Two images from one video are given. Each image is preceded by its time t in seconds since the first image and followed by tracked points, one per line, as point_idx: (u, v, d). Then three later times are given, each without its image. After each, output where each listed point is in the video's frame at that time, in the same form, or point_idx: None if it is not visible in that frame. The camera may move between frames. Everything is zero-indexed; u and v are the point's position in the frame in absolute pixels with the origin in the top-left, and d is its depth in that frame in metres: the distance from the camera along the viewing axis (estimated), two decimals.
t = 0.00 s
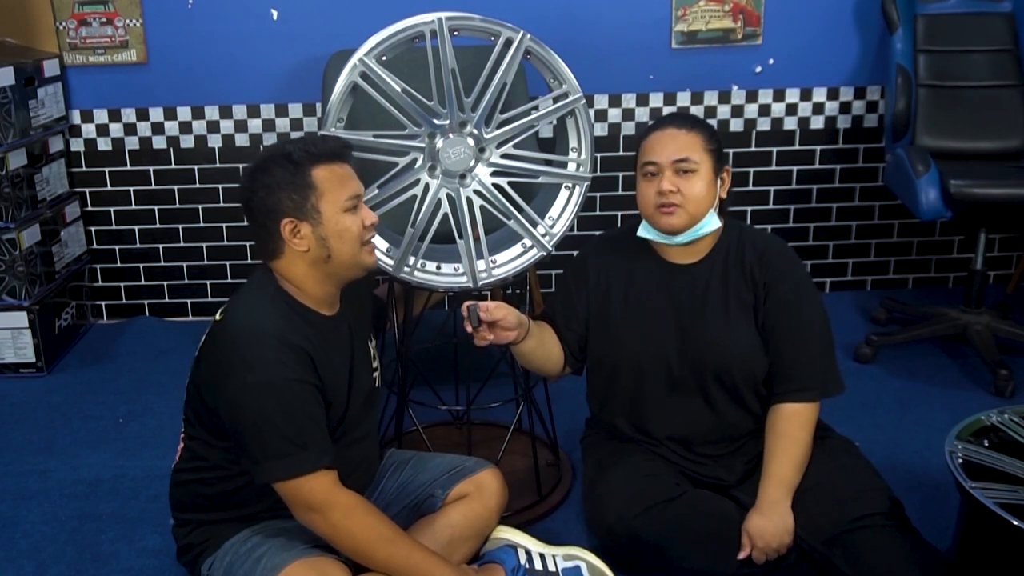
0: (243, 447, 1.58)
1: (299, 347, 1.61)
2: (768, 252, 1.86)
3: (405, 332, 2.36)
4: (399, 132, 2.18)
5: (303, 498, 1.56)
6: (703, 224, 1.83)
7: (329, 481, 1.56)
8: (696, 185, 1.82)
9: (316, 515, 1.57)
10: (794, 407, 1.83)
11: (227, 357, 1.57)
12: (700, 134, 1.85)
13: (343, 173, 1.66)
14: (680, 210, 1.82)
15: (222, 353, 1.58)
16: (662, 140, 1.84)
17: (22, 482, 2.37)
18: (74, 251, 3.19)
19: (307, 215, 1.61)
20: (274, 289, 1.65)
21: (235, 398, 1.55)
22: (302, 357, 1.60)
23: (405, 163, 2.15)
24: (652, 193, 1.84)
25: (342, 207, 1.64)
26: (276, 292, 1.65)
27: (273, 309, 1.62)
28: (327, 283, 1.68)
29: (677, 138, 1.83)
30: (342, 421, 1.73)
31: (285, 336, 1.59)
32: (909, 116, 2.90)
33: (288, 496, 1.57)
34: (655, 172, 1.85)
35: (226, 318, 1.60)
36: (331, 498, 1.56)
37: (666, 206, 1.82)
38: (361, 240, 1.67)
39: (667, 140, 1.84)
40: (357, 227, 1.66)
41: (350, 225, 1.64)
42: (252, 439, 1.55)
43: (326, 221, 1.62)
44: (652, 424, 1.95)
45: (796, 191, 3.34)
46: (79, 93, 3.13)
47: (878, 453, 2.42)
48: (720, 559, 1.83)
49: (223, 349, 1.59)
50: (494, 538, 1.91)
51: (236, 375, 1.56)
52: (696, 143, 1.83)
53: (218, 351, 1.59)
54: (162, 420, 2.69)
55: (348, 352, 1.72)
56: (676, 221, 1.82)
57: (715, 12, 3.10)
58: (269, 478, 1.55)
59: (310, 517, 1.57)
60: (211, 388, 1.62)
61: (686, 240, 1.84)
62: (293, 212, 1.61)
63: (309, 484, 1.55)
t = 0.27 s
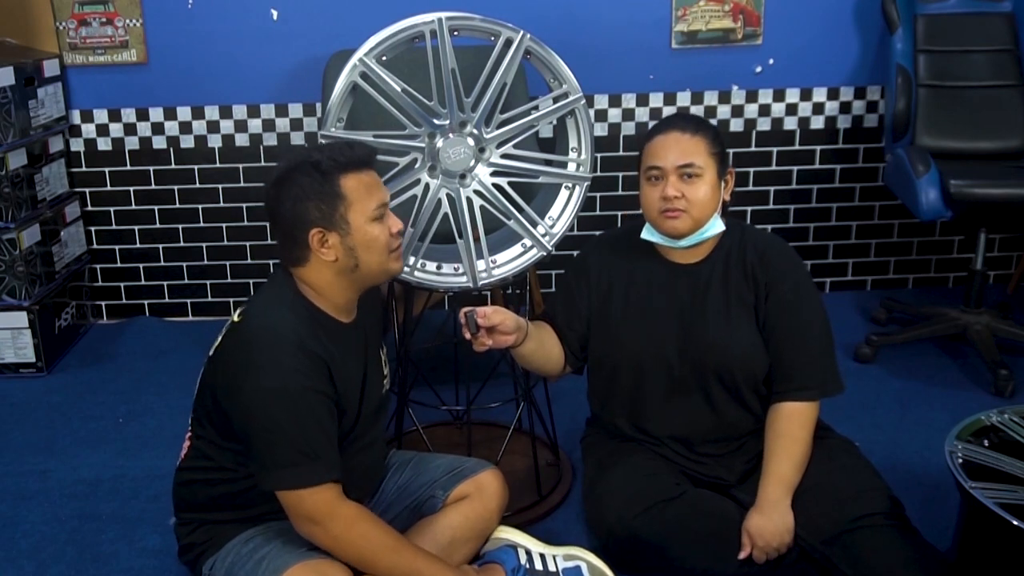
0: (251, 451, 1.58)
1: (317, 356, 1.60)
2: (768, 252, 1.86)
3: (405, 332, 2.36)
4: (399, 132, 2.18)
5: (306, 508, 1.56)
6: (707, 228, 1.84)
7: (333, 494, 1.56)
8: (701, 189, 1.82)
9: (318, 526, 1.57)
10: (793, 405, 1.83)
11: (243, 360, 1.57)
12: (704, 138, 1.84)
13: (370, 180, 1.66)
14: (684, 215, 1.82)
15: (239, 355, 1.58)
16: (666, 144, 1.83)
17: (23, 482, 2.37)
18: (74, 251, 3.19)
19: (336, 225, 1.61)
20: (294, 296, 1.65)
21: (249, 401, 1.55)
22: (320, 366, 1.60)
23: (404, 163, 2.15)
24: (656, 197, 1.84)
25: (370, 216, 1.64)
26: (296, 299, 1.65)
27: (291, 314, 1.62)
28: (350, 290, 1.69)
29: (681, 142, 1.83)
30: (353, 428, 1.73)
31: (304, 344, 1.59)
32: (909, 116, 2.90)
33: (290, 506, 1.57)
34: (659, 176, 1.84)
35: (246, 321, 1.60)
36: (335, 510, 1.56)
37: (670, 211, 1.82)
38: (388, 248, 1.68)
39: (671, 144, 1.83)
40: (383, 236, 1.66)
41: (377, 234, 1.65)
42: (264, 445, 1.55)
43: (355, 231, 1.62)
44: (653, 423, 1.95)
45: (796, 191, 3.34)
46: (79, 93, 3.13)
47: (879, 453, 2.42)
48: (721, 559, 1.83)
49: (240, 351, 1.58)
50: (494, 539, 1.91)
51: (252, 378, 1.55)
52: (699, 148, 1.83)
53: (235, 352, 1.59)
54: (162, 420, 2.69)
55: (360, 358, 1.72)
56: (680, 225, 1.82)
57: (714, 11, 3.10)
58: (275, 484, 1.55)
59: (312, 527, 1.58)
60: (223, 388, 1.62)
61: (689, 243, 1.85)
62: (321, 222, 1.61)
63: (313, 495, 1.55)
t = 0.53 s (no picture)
0: (257, 453, 1.57)
1: (326, 359, 1.60)
2: (769, 252, 1.86)
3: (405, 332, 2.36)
4: (399, 132, 2.18)
5: (306, 513, 1.56)
6: (705, 229, 1.84)
7: (334, 499, 1.56)
8: (698, 191, 1.82)
9: (319, 531, 1.57)
10: (795, 407, 1.83)
11: (252, 361, 1.57)
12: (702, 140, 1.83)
13: (381, 185, 1.66)
14: (681, 218, 1.82)
15: (247, 357, 1.58)
16: (662, 146, 1.83)
17: (23, 482, 2.37)
18: (74, 251, 3.19)
19: (348, 231, 1.61)
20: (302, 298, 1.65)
21: (255, 404, 1.55)
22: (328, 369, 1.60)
23: (405, 163, 2.15)
24: (654, 199, 1.84)
25: (382, 223, 1.64)
26: (305, 302, 1.64)
27: (298, 315, 1.61)
28: (357, 294, 1.69)
29: (677, 144, 1.83)
30: (357, 431, 1.73)
31: (313, 348, 1.59)
32: (909, 116, 2.90)
33: (290, 510, 1.57)
34: (657, 179, 1.84)
35: (255, 322, 1.60)
36: (336, 515, 1.56)
37: (667, 214, 1.82)
38: (398, 255, 1.68)
39: (666, 146, 1.83)
40: (394, 243, 1.66)
41: (388, 241, 1.65)
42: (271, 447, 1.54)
43: (366, 237, 1.62)
44: (654, 423, 1.95)
45: (796, 192, 3.34)
46: (79, 93, 3.13)
47: (878, 453, 2.42)
48: (721, 559, 1.83)
49: (248, 352, 1.58)
50: (495, 539, 1.91)
51: (259, 381, 1.55)
52: (696, 150, 1.82)
53: (244, 353, 1.59)
54: (162, 420, 2.68)
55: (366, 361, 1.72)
56: (677, 228, 1.82)
57: (714, 11, 3.10)
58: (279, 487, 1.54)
59: (312, 532, 1.58)
60: (229, 389, 1.61)
61: (688, 245, 1.86)
62: (333, 227, 1.61)
63: (314, 500, 1.55)
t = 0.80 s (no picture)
0: (250, 451, 1.57)
1: (315, 358, 1.60)
2: (769, 252, 1.86)
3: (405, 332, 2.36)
4: (399, 132, 2.18)
5: (303, 508, 1.56)
6: (703, 231, 1.84)
7: (331, 494, 1.56)
8: (693, 194, 1.82)
9: (316, 526, 1.57)
10: (795, 407, 1.83)
11: (241, 361, 1.57)
12: (694, 141, 1.83)
13: (371, 182, 1.65)
14: (677, 221, 1.81)
15: (237, 357, 1.58)
16: (656, 150, 1.83)
17: (23, 482, 2.37)
18: (74, 251, 3.19)
19: (339, 228, 1.61)
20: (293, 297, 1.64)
21: (247, 404, 1.55)
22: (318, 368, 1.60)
23: (405, 163, 2.15)
24: (649, 204, 1.84)
25: (373, 219, 1.64)
26: (294, 300, 1.65)
27: (290, 315, 1.61)
28: (349, 292, 1.69)
29: (670, 148, 1.83)
30: (349, 429, 1.73)
31: (304, 346, 1.59)
32: (909, 116, 2.90)
33: (286, 505, 1.57)
34: (651, 183, 1.84)
35: (243, 323, 1.60)
36: (333, 510, 1.56)
37: (663, 219, 1.82)
38: (389, 251, 1.68)
39: (660, 151, 1.83)
40: (385, 239, 1.66)
41: (379, 237, 1.65)
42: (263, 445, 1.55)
43: (357, 234, 1.62)
44: (654, 424, 1.95)
45: (796, 192, 3.34)
46: (79, 93, 3.13)
47: (879, 453, 2.42)
48: (721, 559, 1.83)
49: (238, 353, 1.58)
50: (495, 539, 1.91)
51: (251, 381, 1.55)
52: (690, 153, 1.82)
53: (233, 354, 1.59)
54: (162, 420, 2.68)
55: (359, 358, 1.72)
56: (674, 232, 1.82)
57: (714, 11, 3.10)
58: (273, 483, 1.55)
59: (309, 527, 1.58)
60: (222, 390, 1.62)
61: (686, 247, 1.86)
62: (324, 224, 1.60)
63: (311, 496, 1.55)
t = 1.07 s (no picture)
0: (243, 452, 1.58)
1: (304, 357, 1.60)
2: (769, 252, 1.86)
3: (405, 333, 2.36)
4: (399, 132, 2.18)
5: (301, 507, 1.56)
6: (698, 232, 1.83)
7: (328, 490, 1.57)
8: (687, 195, 1.82)
9: (315, 525, 1.57)
10: (795, 406, 1.83)
11: (231, 363, 1.58)
12: (688, 142, 1.83)
13: (357, 179, 1.66)
14: (671, 221, 1.82)
15: (227, 359, 1.58)
16: (652, 151, 1.83)
17: (23, 482, 2.37)
18: (74, 251, 3.19)
19: (327, 224, 1.62)
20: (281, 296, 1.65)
21: (239, 405, 1.55)
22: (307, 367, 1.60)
23: (405, 163, 2.15)
24: (644, 205, 1.85)
25: (360, 216, 1.65)
26: (287, 300, 1.65)
27: (283, 315, 1.62)
28: (336, 290, 1.69)
29: (666, 148, 1.82)
30: (343, 427, 1.74)
31: (293, 346, 1.59)
32: (909, 116, 2.90)
33: (284, 506, 1.57)
34: (646, 184, 1.85)
35: (232, 324, 1.61)
36: (330, 507, 1.57)
37: (657, 219, 1.83)
38: (377, 247, 1.69)
39: (656, 151, 1.83)
40: (373, 235, 1.67)
41: (366, 233, 1.66)
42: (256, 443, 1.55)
43: (344, 230, 1.63)
44: (653, 424, 1.95)
45: (796, 191, 3.34)
46: (79, 93, 3.13)
47: (879, 453, 2.42)
48: (721, 559, 1.83)
49: (228, 354, 1.59)
50: (495, 538, 1.91)
51: (241, 382, 1.56)
52: (684, 153, 1.82)
53: (224, 355, 1.59)
54: (162, 420, 2.69)
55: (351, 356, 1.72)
56: (667, 232, 1.83)
57: (715, 12, 3.10)
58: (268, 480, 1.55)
59: (307, 527, 1.58)
60: (213, 392, 1.62)
61: (681, 247, 1.86)
62: (313, 221, 1.61)
63: (308, 496, 1.55)
